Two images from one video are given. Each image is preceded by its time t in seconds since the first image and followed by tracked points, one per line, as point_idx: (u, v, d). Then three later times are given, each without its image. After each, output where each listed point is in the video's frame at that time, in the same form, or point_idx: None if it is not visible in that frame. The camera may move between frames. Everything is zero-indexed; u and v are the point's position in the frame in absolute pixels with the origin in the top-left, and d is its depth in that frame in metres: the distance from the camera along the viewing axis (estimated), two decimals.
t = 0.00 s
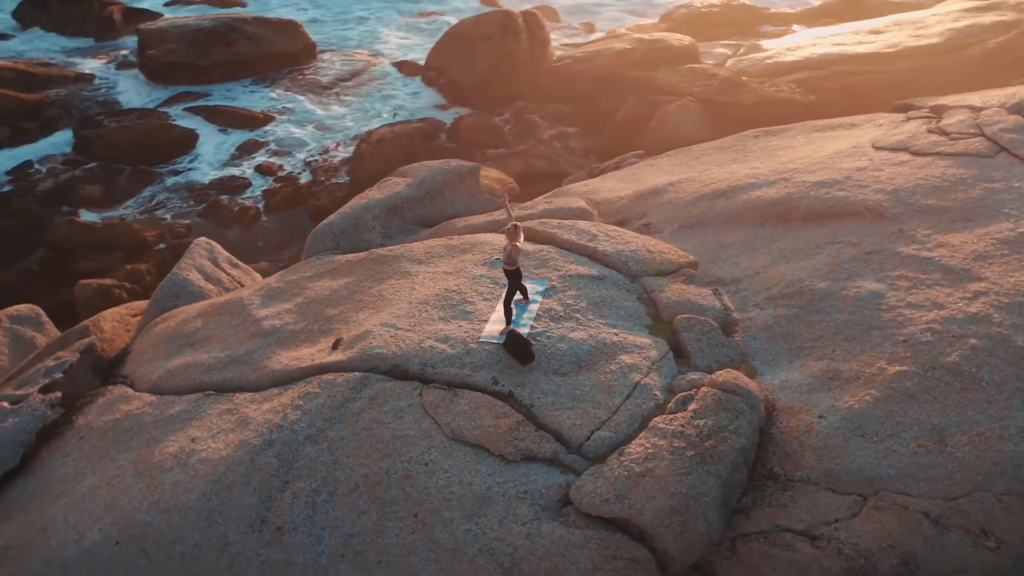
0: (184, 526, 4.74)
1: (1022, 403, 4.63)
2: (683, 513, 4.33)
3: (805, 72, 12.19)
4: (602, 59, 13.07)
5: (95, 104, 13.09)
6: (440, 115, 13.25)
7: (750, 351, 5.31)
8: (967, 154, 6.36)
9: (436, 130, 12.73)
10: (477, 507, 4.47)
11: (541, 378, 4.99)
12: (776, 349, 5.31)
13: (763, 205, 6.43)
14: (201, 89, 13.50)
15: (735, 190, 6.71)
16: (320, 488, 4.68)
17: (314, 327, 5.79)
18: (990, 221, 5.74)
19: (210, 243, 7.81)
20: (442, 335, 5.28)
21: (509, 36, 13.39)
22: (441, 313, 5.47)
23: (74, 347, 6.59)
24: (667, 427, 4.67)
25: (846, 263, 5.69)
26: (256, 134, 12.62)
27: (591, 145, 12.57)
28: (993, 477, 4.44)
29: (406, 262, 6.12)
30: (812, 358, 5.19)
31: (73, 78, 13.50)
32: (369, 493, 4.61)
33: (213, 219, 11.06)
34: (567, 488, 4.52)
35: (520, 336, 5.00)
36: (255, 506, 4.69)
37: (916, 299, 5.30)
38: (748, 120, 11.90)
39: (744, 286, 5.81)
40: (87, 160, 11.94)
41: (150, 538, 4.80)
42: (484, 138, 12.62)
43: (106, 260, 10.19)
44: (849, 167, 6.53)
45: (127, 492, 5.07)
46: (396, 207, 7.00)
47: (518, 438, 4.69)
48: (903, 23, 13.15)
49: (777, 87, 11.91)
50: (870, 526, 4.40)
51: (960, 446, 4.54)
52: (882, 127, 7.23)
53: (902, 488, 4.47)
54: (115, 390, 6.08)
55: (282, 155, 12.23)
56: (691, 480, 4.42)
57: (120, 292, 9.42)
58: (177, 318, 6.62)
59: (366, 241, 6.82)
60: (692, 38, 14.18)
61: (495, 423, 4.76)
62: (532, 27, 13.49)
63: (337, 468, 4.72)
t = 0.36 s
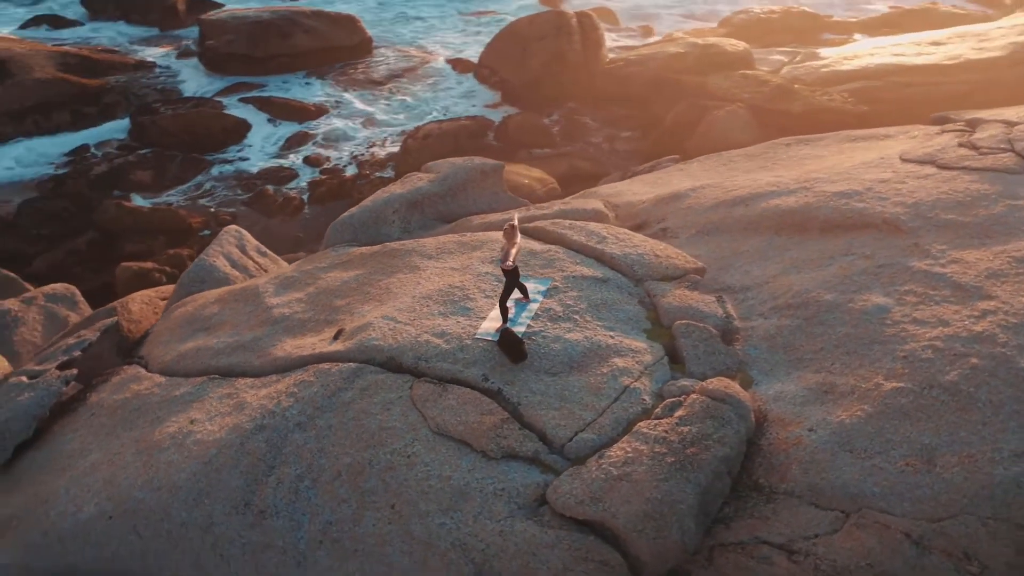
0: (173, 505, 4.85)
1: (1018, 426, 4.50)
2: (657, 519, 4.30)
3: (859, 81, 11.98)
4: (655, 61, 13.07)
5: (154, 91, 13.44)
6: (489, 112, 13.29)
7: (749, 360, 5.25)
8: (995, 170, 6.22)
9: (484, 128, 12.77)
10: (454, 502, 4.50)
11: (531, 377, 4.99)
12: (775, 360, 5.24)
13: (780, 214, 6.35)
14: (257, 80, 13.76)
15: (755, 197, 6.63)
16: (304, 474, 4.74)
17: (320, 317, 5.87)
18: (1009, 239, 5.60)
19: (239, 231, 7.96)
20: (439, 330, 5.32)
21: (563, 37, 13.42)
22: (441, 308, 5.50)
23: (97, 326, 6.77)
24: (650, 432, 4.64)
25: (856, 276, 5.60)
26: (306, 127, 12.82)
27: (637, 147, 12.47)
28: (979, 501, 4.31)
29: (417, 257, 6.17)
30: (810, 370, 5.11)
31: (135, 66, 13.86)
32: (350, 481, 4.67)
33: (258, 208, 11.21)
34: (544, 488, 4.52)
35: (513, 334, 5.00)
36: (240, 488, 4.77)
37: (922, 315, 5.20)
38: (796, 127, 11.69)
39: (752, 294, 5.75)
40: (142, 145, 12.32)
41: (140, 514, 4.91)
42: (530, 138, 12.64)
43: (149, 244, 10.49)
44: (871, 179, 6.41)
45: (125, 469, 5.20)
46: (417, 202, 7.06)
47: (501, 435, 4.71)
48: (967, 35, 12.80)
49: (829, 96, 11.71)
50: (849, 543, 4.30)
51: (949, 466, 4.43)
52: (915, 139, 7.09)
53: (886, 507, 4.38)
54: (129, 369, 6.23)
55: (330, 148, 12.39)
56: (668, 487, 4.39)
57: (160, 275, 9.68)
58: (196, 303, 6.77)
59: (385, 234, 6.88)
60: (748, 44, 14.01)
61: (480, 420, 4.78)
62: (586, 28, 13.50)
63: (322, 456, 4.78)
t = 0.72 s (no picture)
0: (165, 484, 4.96)
1: (1009, 450, 4.39)
2: (630, 523, 4.29)
3: (915, 94, 11.68)
4: (708, 67, 12.96)
5: (212, 83, 13.74)
6: (539, 113, 13.31)
7: (746, 370, 5.20)
8: (1021, 188, 6.07)
9: (532, 129, 12.77)
10: (432, 495, 4.54)
11: (522, 376, 5.00)
12: (773, 371, 5.18)
13: (797, 224, 6.27)
14: (313, 75, 14.01)
15: (776, 206, 6.55)
16: (291, 460, 4.82)
17: (329, 307, 5.96)
18: None
19: (270, 221, 8.10)
20: (438, 325, 5.35)
21: (617, 40, 13.37)
22: (442, 304, 5.54)
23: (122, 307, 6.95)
24: (633, 436, 4.62)
25: (864, 290, 5.51)
26: (356, 121, 13.00)
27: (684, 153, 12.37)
28: (962, 524, 4.21)
29: (429, 253, 6.23)
30: (806, 383, 5.04)
31: (196, 56, 14.17)
32: (335, 470, 4.73)
33: (304, 201, 11.36)
34: (522, 487, 4.53)
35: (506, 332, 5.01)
36: (229, 471, 4.87)
37: (925, 332, 5.09)
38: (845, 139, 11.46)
39: (759, 305, 5.69)
40: (196, 134, 12.68)
41: (135, 491, 5.04)
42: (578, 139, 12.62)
43: (195, 231, 10.72)
44: (894, 193, 6.29)
45: (127, 446, 5.34)
46: (440, 199, 7.11)
47: (485, 432, 4.73)
48: None
49: (882, 108, 11.47)
50: (825, 560, 4.23)
51: (934, 487, 4.33)
52: (947, 154, 6.96)
53: (865, 524, 4.30)
54: (146, 350, 6.39)
55: (378, 144, 12.52)
56: (644, 492, 4.37)
57: (200, 262, 9.89)
58: (217, 289, 6.91)
59: (405, 229, 6.93)
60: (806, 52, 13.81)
61: (466, 415, 4.80)
62: (641, 33, 13.44)
63: (310, 443, 4.86)
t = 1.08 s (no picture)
0: (161, 466, 5.07)
1: (999, 473, 4.30)
2: (605, 527, 4.28)
3: (966, 107, 11.45)
4: (756, 74, 12.80)
5: (263, 78, 14.00)
6: (585, 116, 13.25)
7: (743, 379, 5.16)
8: None
9: (574, 131, 12.68)
10: (414, 489, 4.57)
11: (514, 375, 5.02)
12: (770, 382, 5.12)
13: (811, 234, 6.19)
14: (362, 72, 14.18)
15: (793, 215, 6.48)
16: (282, 448, 4.90)
17: (338, 300, 6.03)
18: None
19: (298, 214, 8.22)
20: (437, 321, 5.39)
21: (665, 44, 13.28)
22: (444, 301, 5.58)
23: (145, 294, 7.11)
24: (618, 440, 4.61)
25: (871, 303, 5.43)
26: (401, 119, 13.13)
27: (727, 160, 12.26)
28: (944, 545, 4.13)
29: (440, 250, 6.28)
30: (801, 395, 4.97)
31: (249, 50, 14.44)
32: (322, 460, 4.80)
33: (344, 196, 11.49)
34: (503, 485, 4.54)
35: (501, 331, 5.03)
36: (222, 456, 4.97)
37: (927, 348, 5.01)
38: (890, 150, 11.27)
39: (764, 315, 5.64)
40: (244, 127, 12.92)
41: (133, 472, 5.16)
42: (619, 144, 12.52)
43: (234, 222, 10.92)
44: (913, 206, 6.19)
45: (131, 428, 5.47)
46: (459, 197, 7.14)
47: (471, 429, 4.75)
48: None
49: (930, 120, 11.26)
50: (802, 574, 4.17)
51: (918, 506, 4.25)
52: (975, 169, 6.82)
53: (846, 540, 4.22)
54: (162, 336, 6.53)
55: (421, 141, 12.62)
56: (622, 496, 4.36)
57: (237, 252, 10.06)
58: (236, 279, 7.03)
59: (423, 225, 6.98)
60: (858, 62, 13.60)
61: (455, 412, 4.84)
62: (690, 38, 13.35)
63: (301, 433, 4.93)
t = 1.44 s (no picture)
0: (159, 446, 5.19)
1: (984, 498, 4.19)
2: (577, 530, 4.28)
3: None
4: (809, 83, 12.59)
5: (319, 72, 14.22)
6: (634, 119, 13.18)
7: (738, 390, 5.11)
8: None
9: (623, 135, 12.65)
10: (395, 481, 4.61)
11: (505, 374, 5.03)
12: (764, 393, 5.06)
13: (826, 246, 6.10)
14: (416, 69, 14.29)
15: (812, 226, 6.39)
16: (272, 435, 4.98)
17: (347, 292, 6.10)
18: None
19: (328, 207, 8.34)
20: (437, 317, 5.43)
21: (719, 50, 13.19)
22: (446, 297, 5.62)
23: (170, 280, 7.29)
24: (599, 443, 4.60)
25: (876, 319, 5.33)
26: (451, 117, 13.21)
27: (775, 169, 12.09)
28: (920, 568, 4.03)
29: (452, 248, 6.32)
30: (794, 408, 4.90)
31: (307, 45, 14.71)
32: (310, 448, 4.87)
33: (387, 191, 11.59)
34: (482, 483, 4.56)
35: (495, 330, 5.04)
36: (216, 440, 5.07)
37: (927, 366, 4.90)
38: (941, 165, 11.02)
39: (769, 326, 5.57)
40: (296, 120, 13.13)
41: (133, 450, 5.29)
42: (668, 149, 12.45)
43: (277, 213, 11.11)
44: (934, 221, 6.06)
45: (136, 408, 5.60)
46: (481, 195, 7.18)
47: (456, 426, 4.78)
48: None
49: (985, 136, 10.99)
50: None
51: (897, 527, 4.16)
52: (1006, 186, 6.64)
53: (820, 557, 4.15)
54: (180, 320, 6.67)
55: (468, 139, 12.68)
56: (597, 499, 4.34)
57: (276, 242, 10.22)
58: (258, 268, 7.15)
59: (442, 222, 7.04)
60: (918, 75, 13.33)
61: (442, 407, 4.87)
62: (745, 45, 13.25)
63: (292, 420, 5.01)
